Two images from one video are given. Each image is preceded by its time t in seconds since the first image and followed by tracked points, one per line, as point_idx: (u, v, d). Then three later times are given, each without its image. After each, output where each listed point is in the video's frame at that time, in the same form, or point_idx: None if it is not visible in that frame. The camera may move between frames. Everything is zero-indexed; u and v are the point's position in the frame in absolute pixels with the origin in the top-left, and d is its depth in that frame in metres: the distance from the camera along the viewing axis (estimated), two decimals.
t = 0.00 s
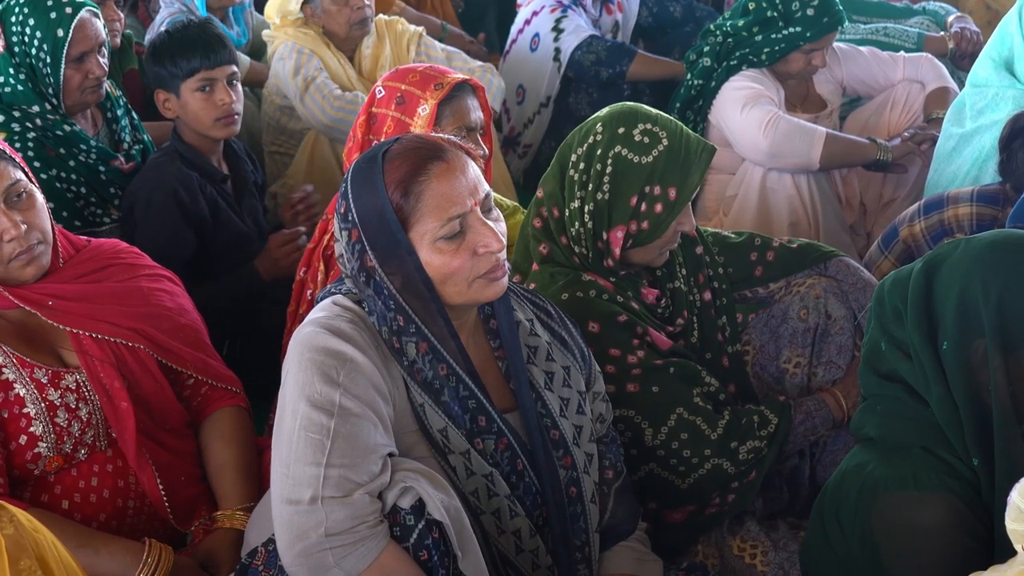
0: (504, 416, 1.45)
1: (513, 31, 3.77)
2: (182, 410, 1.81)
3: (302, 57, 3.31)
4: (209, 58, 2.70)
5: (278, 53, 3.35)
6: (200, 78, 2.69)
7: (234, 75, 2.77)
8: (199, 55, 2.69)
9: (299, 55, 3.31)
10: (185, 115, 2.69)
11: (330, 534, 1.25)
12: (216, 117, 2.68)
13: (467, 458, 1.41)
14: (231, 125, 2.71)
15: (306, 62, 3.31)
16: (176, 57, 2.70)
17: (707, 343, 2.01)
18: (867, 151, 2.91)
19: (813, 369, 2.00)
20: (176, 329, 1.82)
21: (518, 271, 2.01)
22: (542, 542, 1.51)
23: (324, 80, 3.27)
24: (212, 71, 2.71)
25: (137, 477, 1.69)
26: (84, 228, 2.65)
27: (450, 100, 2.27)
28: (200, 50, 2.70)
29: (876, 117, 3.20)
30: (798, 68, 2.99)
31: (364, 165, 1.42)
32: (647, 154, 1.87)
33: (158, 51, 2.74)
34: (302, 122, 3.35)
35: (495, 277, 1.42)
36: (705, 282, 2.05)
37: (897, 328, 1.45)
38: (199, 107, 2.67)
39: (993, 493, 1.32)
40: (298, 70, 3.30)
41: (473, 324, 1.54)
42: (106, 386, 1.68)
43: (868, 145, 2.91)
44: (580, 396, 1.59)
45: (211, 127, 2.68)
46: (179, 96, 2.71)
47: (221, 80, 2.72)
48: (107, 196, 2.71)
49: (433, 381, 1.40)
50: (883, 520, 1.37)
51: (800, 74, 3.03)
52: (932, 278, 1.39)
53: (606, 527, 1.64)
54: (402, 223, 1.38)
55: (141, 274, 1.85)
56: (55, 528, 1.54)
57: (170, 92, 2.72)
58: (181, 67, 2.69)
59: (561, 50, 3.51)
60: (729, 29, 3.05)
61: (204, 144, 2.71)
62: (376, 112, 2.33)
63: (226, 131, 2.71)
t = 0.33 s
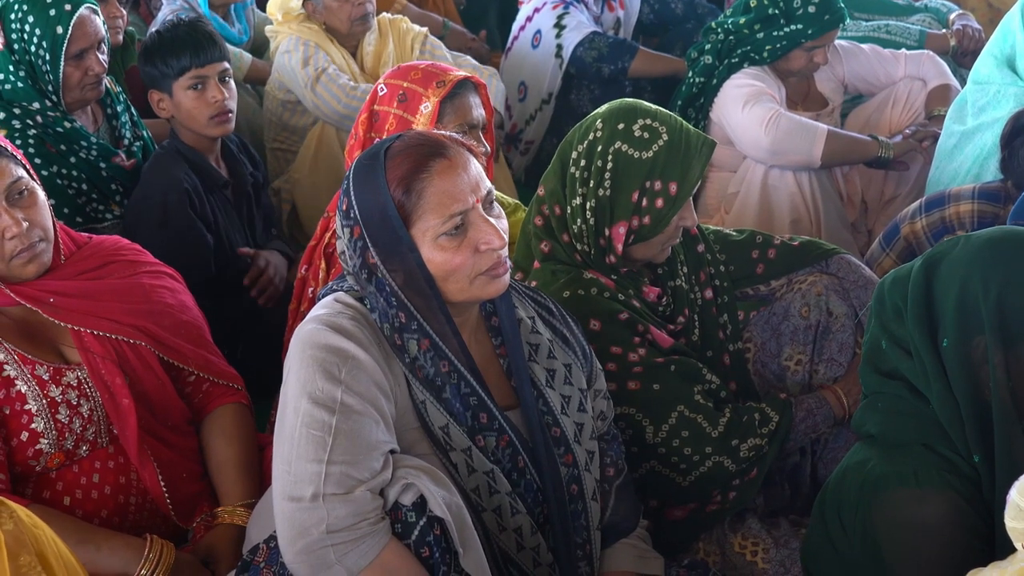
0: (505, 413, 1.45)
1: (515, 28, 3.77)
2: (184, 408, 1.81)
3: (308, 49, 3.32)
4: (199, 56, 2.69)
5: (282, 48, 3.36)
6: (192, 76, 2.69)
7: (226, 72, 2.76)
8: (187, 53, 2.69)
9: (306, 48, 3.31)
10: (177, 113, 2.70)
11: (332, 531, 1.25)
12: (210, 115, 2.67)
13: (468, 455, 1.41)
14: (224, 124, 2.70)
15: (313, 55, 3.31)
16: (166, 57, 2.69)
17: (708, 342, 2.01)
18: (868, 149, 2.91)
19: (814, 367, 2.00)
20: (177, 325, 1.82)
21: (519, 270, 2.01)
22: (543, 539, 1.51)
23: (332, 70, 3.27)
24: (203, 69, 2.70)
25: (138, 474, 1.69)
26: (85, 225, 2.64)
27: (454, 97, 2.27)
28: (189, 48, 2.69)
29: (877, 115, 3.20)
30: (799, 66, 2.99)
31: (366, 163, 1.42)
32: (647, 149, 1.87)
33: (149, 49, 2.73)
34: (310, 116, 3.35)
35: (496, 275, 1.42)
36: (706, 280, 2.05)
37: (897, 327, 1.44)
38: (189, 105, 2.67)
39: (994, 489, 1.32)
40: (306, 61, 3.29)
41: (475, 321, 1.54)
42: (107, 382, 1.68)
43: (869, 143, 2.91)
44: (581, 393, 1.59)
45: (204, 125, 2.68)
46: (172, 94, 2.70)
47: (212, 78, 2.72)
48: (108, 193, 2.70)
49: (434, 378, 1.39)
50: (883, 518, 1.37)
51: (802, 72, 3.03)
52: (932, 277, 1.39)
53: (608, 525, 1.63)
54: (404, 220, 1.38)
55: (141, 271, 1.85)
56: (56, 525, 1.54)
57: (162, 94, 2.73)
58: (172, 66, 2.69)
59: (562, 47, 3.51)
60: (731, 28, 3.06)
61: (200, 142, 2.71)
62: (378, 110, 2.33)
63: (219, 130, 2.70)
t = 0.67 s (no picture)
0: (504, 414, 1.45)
1: (514, 29, 3.76)
2: (183, 409, 1.81)
3: (304, 56, 3.31)
4: (199, 56, 2.69)
5: (280, 51, 3.35)
6: (190, 76, 2.69)
7: (225, 73, 2.76)
8: (187, 52, 2.68)
9: (302, 54, 3.31)
10: (176, 113, 2.70)
11: (332, 532, 1.25)
12: (207, 116, 2.68)
13: (467, 456, 1.41)
14: (221, 125, 2.70)
15: (308, 63, 3.31)
16: (166, 56, 2.69)
17: (708, 344, 2.02)
18: (869, 149, 2.91)
19: (815, 368, 2.00)
20: (176, 327, 1.82)
21: (520, 271, 2.00)
22: (542, 540, 1.51)
23: (327, 79, 3.27)
24: (201, 70, 2.70)
25: (137, 475, 1.69)
26: (82, 226, 2.66)
27: (455, 98, 2.28)
28: (190, 48, 2.69)
29: (877, 116, 3.20)
30: (799, 67, 2.99)
31: (365, 164, 1.42)
32: (647, 143, 1.88)
33: (151, 45, 2.72)
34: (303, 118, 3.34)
35: (495, 276, 1.42)
36: (707, 281, 2.05)
37: (896, 330, 1.44)
38: (189, 105, 2.67)
39: (993, 490, 1.32)
40: (300, 70, 3.29)
41: (474, 323, 1.54)
42: (106, 383, 1.68)
43: (869, 143, 2.91)
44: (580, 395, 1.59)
45: (200, 125, 2.68)
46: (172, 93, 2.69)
47: (211, 78, 2.71)
48: (105, 193, 2.71)
49: (434, 380, 1.39)
50: (883, 519, 1.37)
51: (801, 73, 3.03)
52: (931, 280, 1.39)
53: (608, 526, 1.63)
54: (403, 221, 1.38)
55: (140, 273, 1.85)
56: (55, 525, 1.54)
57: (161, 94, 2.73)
58: (171, 65, 2.69)
59: (561, 47, 3.51)
60: (730, 29, 3.05)
61: (196, 142, 2.71)
62: (379, 110, 2.32)
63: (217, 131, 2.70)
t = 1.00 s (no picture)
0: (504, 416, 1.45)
1: (515, 31, 3.76)
2: (185, 412, 1.82)
3: (303, 65, 3.30)
4: (200, 57, 2.70)
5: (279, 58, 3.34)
6: (192, 77, 2.69)
7: (228, 75, 2.76)
8: (189, 54, 2.69)
9: (300, 64, 3.29)
10: (178, 115, 2.70)
11: (333, 535, 1.25)
12: (208, 116, 2.68)
13: (468, 459, 1.41)
14: (224, 125, 2.71)
15: (307, 75, 3.29)
16: (169, 58, 2.69)
17: (710, 346, 2.01)
18: (871, 151, 2.92)
19: (818, 371, 2.00)
20: (177, 330, 1.82)
21: (522, 272, 2.01)
22: (543, 543, 1.51)
23: (327, 88, 3.27)
24: (203, 71, 2.70)
25: (138, 478, 1.69)
26: (82, 227, 2.67)
27: (453, 97, 2.28)
28: (191, 50, 2.69)
29: (878, 119, 3.20)
30: (800, 70, 2.99)
31: (366, 167, 1.42)
32: (651, 147, 1.87)
33: (152, 49, 2.72)
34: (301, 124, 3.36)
35: (497, 278, 1.42)
36: (709, 284, 2.05)
37: (897, 333, 1.44)
38: (192, 107, 2.67)
39: (994, 490, 1.32)
40: (299, 81, 3.28)
41: (476, 325, 1.54)
42: (107, 386, 1.68)
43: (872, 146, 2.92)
44: (581, 397, 1.58)
45: (203, 125, 2.69)
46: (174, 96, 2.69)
47: (213, 80, 2.72)
48: (105, 194, 2.72)
49: (435, 383, 1.40)
50: (884, 519, 1.37)
51: (802, 76, 3.03)
52: (931, 281, 1.39)
53: (609, 529, 1.63)
54: (403, 224, 1.38)
55: (143, 276, 1.86)
56: (58, 527, 1.54)
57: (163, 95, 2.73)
58: (173, 67, 2.69)
59: (563, 49, 3.52)
60: (733, 31, 3.05)
61: (198, 144, 2.72)
62: (378, 112, 2.33)
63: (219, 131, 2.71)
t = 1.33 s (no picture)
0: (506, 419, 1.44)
1: (517, 34, 3.76)
2: (187, 415, 1.82)
3: (304, 67, 3.31)
4: (203, 63, 2.70)
5: (280, 61, 3.36)
6: (195, 82, 2.69)
7: (229, 80, 2.77)
8: (194, 60, 2.69)
9: (302, 67, 3.31)
10: (180, 119, 2.70)
11: (335, 537, 1.25)
12: (212, 121, 2.68)
13: (470, 462, 1.41)
14: (227, 130, 2.71)
15: (308, 76, 3.30)
16: (171, 62, 2.69)
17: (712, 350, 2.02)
18: (873, 155, 2.92)
19: (824, 373, 2.00)
20: (180, 332, 1.83)
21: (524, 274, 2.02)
22: (545, 546, 1.51)
23: (327, 91, 3.27)
24: (207, 76, 2.71)
25: (140, 480, 1.69)
26: (82, 229, 2.69)
27: (451, 98, 2.29)
28: (193, 55, 2.70)
29: (880, 124, 3.21)
30: (802, 73, 3.00)
31: (368, 170, 1.43)
32: (662, 160, 1.87)
33: (154, 54, 2.73)
34: (302, 125, 3.36)
35: (500, 280, 1.42)
36: (712, 288, 2.07)
37: (900, 336, 1.44)
38: (195, 112, 2.67)
39: (996, 494, 1.32)
40: (300, 82, 3.30)
41: (478, 329, 1.54)
42: (110, 389, 1.68)
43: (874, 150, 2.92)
44: (584, 400, 1.58)
45: (205, 130, 2.69)
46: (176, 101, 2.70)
47: (216, 84, 2.72)
48: (105, 197, 2.73)
49: (437, 385, 1.40)
50: (886, 521, 1.37)
51: (804, 80, 3.03)
52: (934, 285, 1.39)
53: (611, 532, 1.63)
54: (406, 227, 1.38)
55: (145, 278, 1.86)
56: (60, 529, 1.54)
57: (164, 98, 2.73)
58: (176, 73, 2.69)
59: (565, 52, 3.52)
60: (734, 35, 3.06)
61: (200, 149, 2.72)
62: (375, 116, 2.32)
63: (221, 136, 2.71)
